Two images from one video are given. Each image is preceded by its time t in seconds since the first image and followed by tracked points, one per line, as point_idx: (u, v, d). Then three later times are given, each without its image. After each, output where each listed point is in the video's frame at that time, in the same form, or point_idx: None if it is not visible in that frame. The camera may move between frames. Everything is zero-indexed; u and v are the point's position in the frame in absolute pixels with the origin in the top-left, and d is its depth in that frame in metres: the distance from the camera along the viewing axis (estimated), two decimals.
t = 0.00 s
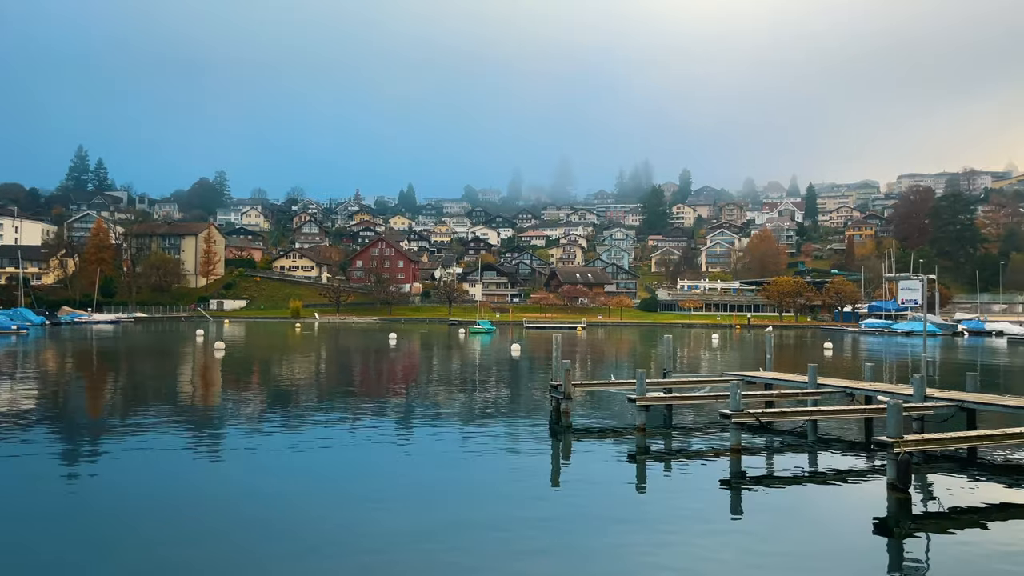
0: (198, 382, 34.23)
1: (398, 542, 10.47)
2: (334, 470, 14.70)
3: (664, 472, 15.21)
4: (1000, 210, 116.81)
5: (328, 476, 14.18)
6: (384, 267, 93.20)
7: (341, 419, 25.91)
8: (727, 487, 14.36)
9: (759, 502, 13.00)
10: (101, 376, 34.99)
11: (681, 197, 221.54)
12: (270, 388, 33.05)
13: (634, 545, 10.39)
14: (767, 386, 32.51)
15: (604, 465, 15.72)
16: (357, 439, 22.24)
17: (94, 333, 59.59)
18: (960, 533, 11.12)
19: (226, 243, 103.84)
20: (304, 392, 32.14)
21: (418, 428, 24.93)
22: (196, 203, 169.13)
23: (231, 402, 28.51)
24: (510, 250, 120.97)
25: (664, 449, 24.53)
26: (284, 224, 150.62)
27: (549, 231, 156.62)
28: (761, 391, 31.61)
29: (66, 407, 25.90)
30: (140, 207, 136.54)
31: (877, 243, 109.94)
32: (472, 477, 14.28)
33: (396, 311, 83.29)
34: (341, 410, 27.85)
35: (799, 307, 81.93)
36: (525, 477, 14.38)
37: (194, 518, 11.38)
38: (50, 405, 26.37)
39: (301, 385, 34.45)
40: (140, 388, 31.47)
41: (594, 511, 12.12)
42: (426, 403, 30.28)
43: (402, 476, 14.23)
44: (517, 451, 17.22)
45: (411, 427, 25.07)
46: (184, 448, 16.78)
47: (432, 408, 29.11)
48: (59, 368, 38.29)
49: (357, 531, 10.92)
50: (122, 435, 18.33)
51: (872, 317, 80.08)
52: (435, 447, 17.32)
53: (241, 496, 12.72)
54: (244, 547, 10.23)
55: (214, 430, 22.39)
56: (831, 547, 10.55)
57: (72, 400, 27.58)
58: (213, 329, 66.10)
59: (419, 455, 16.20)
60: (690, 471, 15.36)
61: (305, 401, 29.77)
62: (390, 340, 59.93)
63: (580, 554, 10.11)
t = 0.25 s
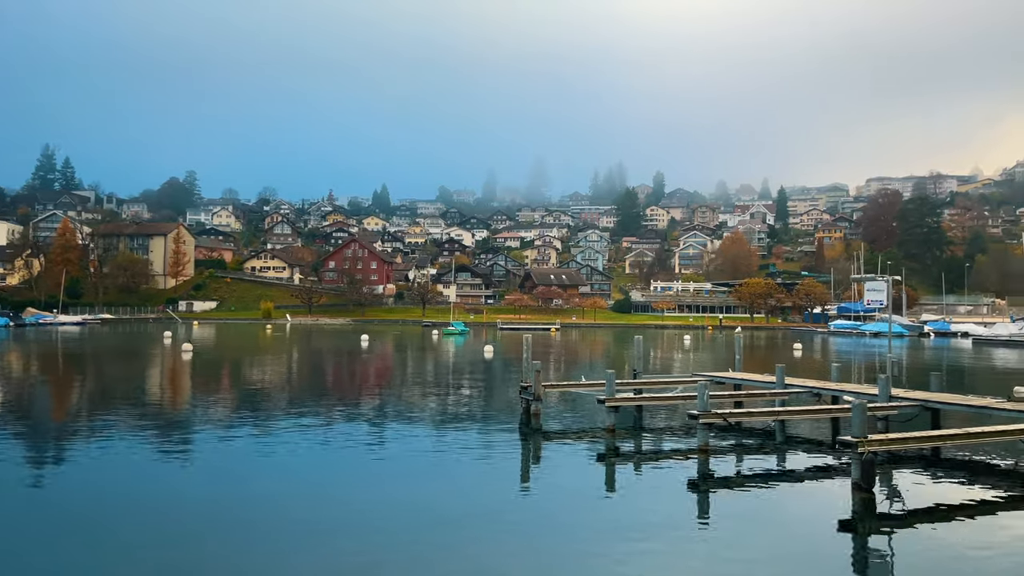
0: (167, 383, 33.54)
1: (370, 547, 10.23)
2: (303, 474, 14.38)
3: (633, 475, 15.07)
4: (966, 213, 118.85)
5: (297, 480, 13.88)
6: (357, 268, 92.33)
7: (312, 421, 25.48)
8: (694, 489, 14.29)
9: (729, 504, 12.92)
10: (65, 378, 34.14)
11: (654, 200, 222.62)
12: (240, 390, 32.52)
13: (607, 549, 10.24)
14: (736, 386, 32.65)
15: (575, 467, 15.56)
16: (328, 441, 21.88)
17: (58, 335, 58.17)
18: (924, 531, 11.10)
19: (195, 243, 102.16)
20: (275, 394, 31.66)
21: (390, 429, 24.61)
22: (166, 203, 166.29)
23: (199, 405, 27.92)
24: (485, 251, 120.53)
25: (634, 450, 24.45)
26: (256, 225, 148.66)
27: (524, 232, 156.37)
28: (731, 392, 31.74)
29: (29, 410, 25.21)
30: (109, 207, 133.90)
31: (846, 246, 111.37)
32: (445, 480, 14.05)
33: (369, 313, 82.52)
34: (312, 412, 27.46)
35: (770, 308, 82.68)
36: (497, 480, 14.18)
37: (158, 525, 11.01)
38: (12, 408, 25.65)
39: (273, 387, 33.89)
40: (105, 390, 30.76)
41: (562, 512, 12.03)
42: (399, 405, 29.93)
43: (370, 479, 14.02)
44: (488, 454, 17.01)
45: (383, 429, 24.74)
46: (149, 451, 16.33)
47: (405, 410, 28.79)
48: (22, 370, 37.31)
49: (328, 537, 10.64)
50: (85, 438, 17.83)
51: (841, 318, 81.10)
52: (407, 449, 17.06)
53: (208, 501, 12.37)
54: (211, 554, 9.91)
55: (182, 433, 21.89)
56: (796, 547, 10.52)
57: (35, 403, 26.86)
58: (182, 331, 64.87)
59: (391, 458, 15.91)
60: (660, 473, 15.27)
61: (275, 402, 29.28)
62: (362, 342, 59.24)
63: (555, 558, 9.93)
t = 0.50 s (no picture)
0: (132, 386, 32.77)
1: (343, 554, 10.05)
2: (274, 478, 14.16)
3: (601, 478, 15.05)
4: (930, 216, 121.14)
5: (267, 485, 13.64)
6: (328, 269, 91.38)
7: (282, 424, 25.04)
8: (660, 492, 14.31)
9: (697, 507, 12.98)
10: (26, 382, 33.25)
11: (626, 202, 223.73)
12: (208, 393, 31.97)
13: (579, 552, 10.22)
14: (704, 388, 32.88)
15: (543, 471, 15.49)
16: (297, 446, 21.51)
17: (19, 337, 56.66)
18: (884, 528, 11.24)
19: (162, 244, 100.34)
20: (244, 397, 31.16)
21: (361, 433, 24.27)
22: (132, 203, 163.18)
23: (167, 408, 27.30)
24: (457, 253, 120.13)
25: (601, 452, 24.40)
26: (225, 225, 146.51)
27: (496, 234, 156.04)
28: (698, 393, 31.96)
29: None
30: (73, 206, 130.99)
31: (813, 248, 112.94)
32: (417, 485, 13.91)
33: (340, 314, 81.74)
34: (282, 415, 27.08)
35: (740, 310, 83.50)
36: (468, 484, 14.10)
37: (127, 532, 10.73)
38: None
39: (243, 390, 33.31)
40: (68, 393, 30.02)
41: (530, 515, 12.04)
42: (370, 407, 29.58)
43: (338, 482, 13.92)
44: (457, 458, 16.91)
45: (355, 432, 24.40)
46: (116, 456, 15.93)
47: (376, 413, 28.46)
48: None
49: (301, 544, 10.46)
50: (45, 444, 17.35)
51: (808, 319, 82.19)
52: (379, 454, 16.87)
53: (173, 506, 12.10)
54: (184, 560, 9.67)
55: (149, 436, 21.38)
56: (761, 546, 10.63)
57: None
58: (148, 333, 63.63)
59: (362, 463, 15.72)
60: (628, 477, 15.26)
61: (243, 406, 28.77)
62: (332, 344, 58.48)
63: (529, 564, 9.84)
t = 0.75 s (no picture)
0: (98, 389, 32.07)
1: (317, 566, 9.87)
2: (244, 485, 13.91)
3: (570, 480, 15.00)
4: (896, 218, 123.16)
5: (237, 493, 13.39)
6: (300, 270, 90.36)
7: (251, 427, 24.64)
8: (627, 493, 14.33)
9: (666, 509, 12.97)
10: None
11: (599, 203, 224.56)
12: (177, 395, 31.41)
13: (548, 557, 10.16)
14: (673, 389, 33.00)
15: (514, 474, 15.42)
16: (267, 449, 21.16)
17: None
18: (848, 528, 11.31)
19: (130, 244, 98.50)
20: (213, 399, 30.64)
21: (332, 435, 23.97)
22: (99, 202, 159.99)
23: (133, 410, 26.72)
24: (430, 254, 119.58)
25: (570, 454, 24.31)
26: (195, 225, 144.32)
27: (470, 235, 155.61)
28: (667, 394, 32.08)
29: None
30: (37, 206, 128.09)
31: (783, 250, 114.27)
32: (390, 489, 13.75)
33: (312, 316, 80.88)
34: (251, 417, 26.66)
35: (711, 311, 84.15)
36: (440, 489, 13.95)
37: (88, 546, 10.53)
38: None
39: (213, 392, 32.73)
40: (31, 396, 29.29)
41: (498, 519, 12.00)
42: (342, 410, 29.24)
43: (305, 488, 13.78)
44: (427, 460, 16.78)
45: (326, 434, 24.09)
46: (80, 463, 15.53)
47: (347, 415, 28.13)
48: None
49: (274, 555, 10.26)
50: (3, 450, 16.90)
51: (778, 320, 83.08)
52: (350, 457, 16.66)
53: (135, 518, 11.87)
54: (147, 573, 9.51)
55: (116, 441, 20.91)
56: (728, 547, 10.69)
57: None
58: (115, 334, 62.34)
59: (333, 467, 15.52)
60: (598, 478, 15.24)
61: (212, 408, 28.28)
62: (302, 346, 57.71)
63: (497, 569, 9.82)
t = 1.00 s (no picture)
0: (63, 392, 31.31)
1: (284, 568, 9.67)
2: (214, 489, 13.59)
3: (541, 481, 14.89)
4: (865, 221, 125.06)
5: (207, 496, 13.09)
6: (271, 271, 89.21)
7: (221, 430, 24.17)
8: (596, 494, 14.20)
9: (639, 511, 12.89)
10: None
11: (573, 205, 225.15)
12: (145, 397, 30.76)
13: (519, 559, 10.02)
14: (643, 391, 33.05)
15: (487, 476, 15.27)
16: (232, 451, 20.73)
17: None
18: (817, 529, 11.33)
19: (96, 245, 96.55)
20: (183, 401, 30.06)
21: (304, 438, 23.61)
22: (65, 203, 156.64)
23: (100, 413, 26.07)
24: (404, 256, 118.91)
25: (540, 456, 24.12)
26: (164, 226, 142.00)
27: (444, 237, 155.06)
28: (637, 397, 32.11)
29: None
30: None
31: (754, 252, 115.46)
32: (363, 493, 13.52)
33: (283, 317, 79.90)
34: (220, 420, 26.15)
35: (683, 313, 84.67)
36: (414, 491, 13.75)
37: (43, 553, 10.19)
38: None
39: (182, 394, 32.12)
40: None
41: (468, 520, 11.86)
42: (314, 412, 28.82)
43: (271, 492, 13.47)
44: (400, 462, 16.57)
45: (299, 437, 23.71)
46: (44, 467, 15.07)
47: (319, 417, 27.73)
48: None
49: (243, 558, 10.04)
50: None
51: (749, 322, 83.81)
52: (322, 460, 16.40)
53: (94, 522, 11.51)
54: None
55: (82, 445, 20.37)
56: (699, 548, 10.64)
57: None
58: (81, 336, 60.96)
59: (305, 471, 15.23)
60: (571, 480, 15.16)
61: (181, 411, 27.72)
62: (272, 348, 56.89)
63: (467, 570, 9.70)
